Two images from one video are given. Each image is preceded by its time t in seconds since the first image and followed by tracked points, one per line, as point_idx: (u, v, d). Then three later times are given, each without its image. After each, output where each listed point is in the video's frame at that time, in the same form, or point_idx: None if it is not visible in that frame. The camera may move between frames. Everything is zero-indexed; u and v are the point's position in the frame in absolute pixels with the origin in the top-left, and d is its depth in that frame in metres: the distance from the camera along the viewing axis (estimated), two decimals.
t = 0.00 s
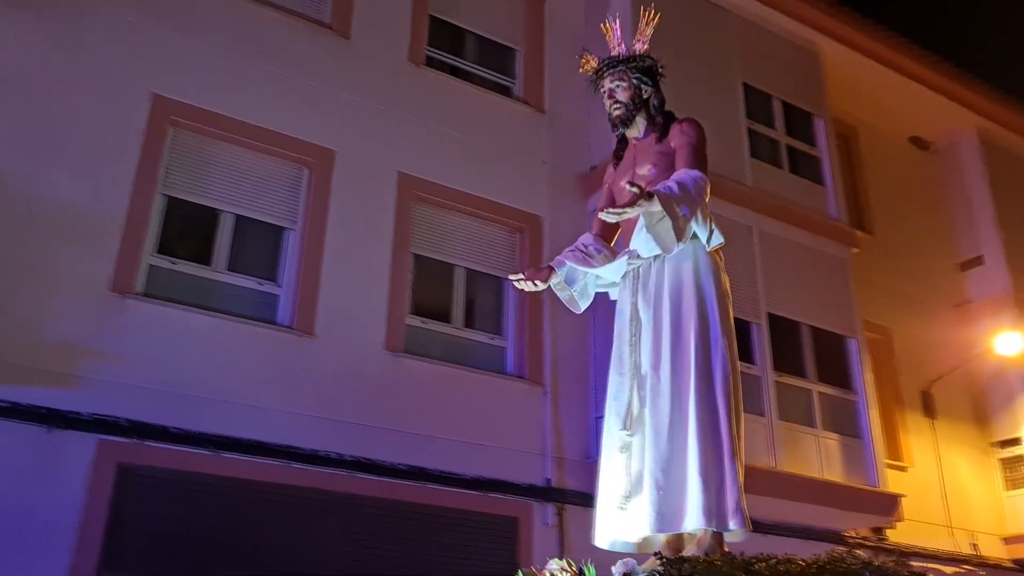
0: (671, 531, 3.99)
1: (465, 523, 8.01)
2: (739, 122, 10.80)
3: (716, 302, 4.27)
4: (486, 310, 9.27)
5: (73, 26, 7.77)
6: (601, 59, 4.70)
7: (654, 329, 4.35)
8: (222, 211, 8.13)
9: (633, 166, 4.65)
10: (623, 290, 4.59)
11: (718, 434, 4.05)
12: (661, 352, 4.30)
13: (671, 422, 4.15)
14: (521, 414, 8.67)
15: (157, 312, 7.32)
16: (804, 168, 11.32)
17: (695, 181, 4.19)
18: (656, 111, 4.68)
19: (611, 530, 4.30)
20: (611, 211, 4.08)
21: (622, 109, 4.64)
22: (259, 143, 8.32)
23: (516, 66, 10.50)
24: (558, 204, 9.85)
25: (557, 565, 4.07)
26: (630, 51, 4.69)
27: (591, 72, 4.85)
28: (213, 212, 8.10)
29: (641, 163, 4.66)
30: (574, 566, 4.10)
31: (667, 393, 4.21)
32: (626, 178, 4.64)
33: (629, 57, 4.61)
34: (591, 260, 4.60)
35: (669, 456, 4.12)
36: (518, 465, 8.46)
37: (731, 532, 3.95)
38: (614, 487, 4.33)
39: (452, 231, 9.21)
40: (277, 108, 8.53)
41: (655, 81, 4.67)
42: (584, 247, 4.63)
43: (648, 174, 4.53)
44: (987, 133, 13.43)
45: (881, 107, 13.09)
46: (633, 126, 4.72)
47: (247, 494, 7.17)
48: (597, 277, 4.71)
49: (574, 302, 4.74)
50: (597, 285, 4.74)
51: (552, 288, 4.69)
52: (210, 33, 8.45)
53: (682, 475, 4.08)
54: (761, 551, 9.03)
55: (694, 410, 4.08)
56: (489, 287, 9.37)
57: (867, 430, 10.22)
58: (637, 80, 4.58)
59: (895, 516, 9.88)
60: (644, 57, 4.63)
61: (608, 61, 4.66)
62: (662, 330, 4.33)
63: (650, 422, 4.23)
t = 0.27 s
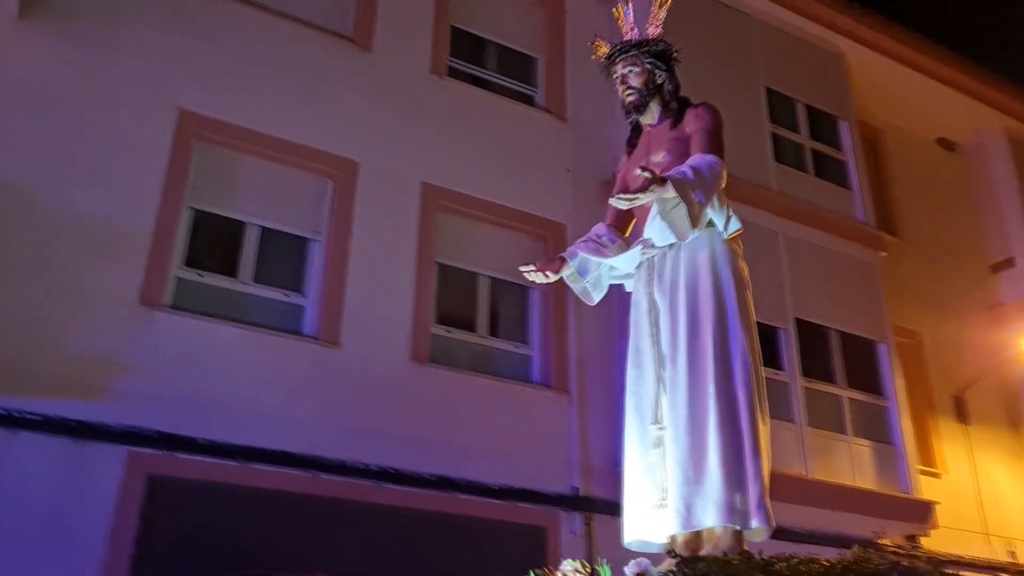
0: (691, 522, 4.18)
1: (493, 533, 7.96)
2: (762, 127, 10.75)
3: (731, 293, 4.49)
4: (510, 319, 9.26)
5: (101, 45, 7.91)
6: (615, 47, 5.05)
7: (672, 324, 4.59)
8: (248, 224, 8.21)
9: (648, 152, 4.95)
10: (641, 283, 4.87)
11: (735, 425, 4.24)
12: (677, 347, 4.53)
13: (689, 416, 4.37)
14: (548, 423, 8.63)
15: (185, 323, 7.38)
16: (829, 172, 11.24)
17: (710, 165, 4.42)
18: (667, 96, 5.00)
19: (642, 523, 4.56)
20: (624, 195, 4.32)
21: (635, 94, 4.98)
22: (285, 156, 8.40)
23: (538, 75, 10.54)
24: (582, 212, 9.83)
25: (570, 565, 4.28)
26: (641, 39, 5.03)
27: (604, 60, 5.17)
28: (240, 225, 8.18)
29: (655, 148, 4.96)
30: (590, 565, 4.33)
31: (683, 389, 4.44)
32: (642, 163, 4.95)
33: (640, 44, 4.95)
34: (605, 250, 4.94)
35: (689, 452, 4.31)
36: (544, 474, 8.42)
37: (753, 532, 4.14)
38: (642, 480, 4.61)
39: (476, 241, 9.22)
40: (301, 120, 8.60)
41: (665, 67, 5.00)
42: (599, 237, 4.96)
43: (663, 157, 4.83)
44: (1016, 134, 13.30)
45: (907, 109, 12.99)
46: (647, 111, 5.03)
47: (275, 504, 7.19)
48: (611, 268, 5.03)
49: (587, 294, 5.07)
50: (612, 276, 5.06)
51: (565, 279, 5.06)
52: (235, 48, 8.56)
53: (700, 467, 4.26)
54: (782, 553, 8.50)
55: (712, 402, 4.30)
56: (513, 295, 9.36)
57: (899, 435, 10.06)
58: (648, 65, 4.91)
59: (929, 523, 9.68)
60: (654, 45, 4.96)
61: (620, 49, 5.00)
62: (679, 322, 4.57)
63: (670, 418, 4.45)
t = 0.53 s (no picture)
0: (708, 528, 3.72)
1: (517, 547, 7.93)
2: (783, 136, 10.71)
3: (744, 288, 4.07)
4: (532, 332, 9.26)
5: (124, 66, 8.01)
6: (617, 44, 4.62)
7: (682, 320, 4.14)
8: (271, 240, 8.26)
9: (653, 153, 4.51)
10: (646, 281, 4.42)
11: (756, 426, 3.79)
12: (690, 342, 4.08)
13: (704, 414, 3.90)
14: (570, 436, 8.60)
15: (209, 340, 7.44)
16: (851, 180, 11.17)
17: (716, 163, 3.97)
18: (674, 93, 4.54)
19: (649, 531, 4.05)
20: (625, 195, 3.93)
21: (639, 93, 4.53)
22: (306, 172, 8.45)
23: (556, 88, 10.56)
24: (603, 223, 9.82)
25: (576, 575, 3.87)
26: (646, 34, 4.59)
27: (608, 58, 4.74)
28: (262, 241, 8.24)
29: (661, 149, 4.51)
30: None
31: (698, 385, 3.97)
32: (646, 164, 4.51)
33: (644, 40, 4.51)
34: (611, 252, 4.52)
35: (704, 455, 3.83)
36: (568, 487, 8.38)
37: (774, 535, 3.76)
38: (650, 486, 4.10)
39: (497, 254, 9.23)
40: (322, 136, 8.67)
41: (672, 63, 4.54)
42: (604, 240, 4.55)
43: (669, 158, 4.39)
44: None
45: (929, 116, 12.89)
46: (652, 111, 4.58)
47: (299, 519, 7.20)
48: (618, 270, 4.60)
49: (594, 297, 4.67)
50: (619, 279, 4.63)
51: (570, 283, 4.64)
52: (255, 66, 8.64)
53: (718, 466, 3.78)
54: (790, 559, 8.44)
55: (729, 399, 3.83)
56: (534, 308, 9.37)
57: (926, 445, 9.94)
58: (653, 62, 4.47)
59: (958, 534, 9.50)
60: (659, 39, 4.52)
61: (623, 46, 4.56)
62: (690, 320, 4.11)
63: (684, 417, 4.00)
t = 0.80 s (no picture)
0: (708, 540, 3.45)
1: (538, 562, 7.88)
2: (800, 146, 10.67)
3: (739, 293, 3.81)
4: (551, 346, 9.25)
5: (144, 87, 8.11)
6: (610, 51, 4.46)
7: (678, 327, 3.89)
8: (290, 257, 8.32)
9: (647, 159, 4.32)
10: (641, 290, 4.17)
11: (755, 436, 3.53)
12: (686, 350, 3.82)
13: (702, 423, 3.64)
14: (591, 449, 8.56)
15: (230, 356, 7.48)
16: (870, 190, 11.10)
17: (709, 168, 3.79)
18: (669, 99, 4.35)
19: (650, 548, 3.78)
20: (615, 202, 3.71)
21: (633, 99, 4.35)
22: (325, 189, 8.50)
23: (573, 102, 10.59)
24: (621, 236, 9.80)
25: None
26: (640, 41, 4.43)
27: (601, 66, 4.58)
28: (282, 258, 8.29)
29: (655, 156, 4.32)
30: None
31: (694, 393, 3.70)
32: (640, 171, 4.32)
33: (638, 46, 4.35)
34: (606, 261, 4.32)
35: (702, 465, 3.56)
36: (589, 502, 8.33)
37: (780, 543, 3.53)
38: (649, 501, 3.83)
39: (515, 268, 9.23)
40: (340, 154, 8.73)
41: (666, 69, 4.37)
42: (598, 248, 4.34)
43: (662, 165, 4.19)
44: None
45: (949, 124, 12.81)
46: (646, 118, 4.39)
47: (320, 536, 7.19)
48: (613, 278, 4.39)
49: (589, 306, 4.47)
50: (614, 287, 4.42)
51: (564, 292, 4.46)
52: (273, 84, 8.72)
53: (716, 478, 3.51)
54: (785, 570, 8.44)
55: (726, 412, 3.55)
56: (553, 322, 9.36)
57: (952, 456, 9.82)
58: (647, 68, 4.30)
59: (986, 547, 9.38)
60: (653, 46, 4.35)
61: (616, 52, 4.40)
62: (686, 327, 3.86)
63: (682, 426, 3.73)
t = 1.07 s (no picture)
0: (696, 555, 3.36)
1: None
2: (827, 155, 10.59)
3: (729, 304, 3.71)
4: (578, 358, 9.22)
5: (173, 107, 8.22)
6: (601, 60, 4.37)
7: (666, 339, 3.79)
8: (318, 273, 8.38)
9: (640, 169, 4.24)
10: (632, 302, 4.05)
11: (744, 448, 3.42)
12: (675, 362, 3.72)
13: (689, 436, 3.53)
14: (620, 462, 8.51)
15: (259, 371, 7.54)
16: (900, 197, 10.98)
17: (698, 176, 3.73)
18: (659, 108, 4.28)
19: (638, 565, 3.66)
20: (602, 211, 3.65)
21: (623, 109, 4.27)
22: (351, 206, 8.57)
23: (596, 113, 10.59)
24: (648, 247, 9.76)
25: None
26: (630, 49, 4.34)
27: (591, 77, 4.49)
28: (309, 274, 8.35)
29: (647, 166, 4.25)
30: None
31: (683, 407, 3.62)
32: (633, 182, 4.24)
33: (628, 55, 4.26)
34: (598, 270, 4.15)
35: (692, 479, 3.46)
36: (619, 515, 8.28)
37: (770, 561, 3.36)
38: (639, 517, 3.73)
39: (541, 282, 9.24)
40: (365, 169, 8.78)
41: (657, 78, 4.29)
42: (590, 258, 4.17)
43: (654, 174, 4.12)
44: None
45: (978, 129, 12.66)
46: (638, 127, 4.31)
47: (350, 551, 7.21)
48: (606, 288, 4.22)
49: (582, 318, 4.30)
50: (607, 298, 4.26)
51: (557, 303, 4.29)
52: (299, 102, 8.80)
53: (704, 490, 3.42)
54: None
55: (714, 422, 3.46)
56: (579, 335, 9.35)
57: (988, 466, 9.67)
58: (637, 77, 4.22)
59: None
60: (644, 54, 4.27)
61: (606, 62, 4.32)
62: (673, 340, 3.76)
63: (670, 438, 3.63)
